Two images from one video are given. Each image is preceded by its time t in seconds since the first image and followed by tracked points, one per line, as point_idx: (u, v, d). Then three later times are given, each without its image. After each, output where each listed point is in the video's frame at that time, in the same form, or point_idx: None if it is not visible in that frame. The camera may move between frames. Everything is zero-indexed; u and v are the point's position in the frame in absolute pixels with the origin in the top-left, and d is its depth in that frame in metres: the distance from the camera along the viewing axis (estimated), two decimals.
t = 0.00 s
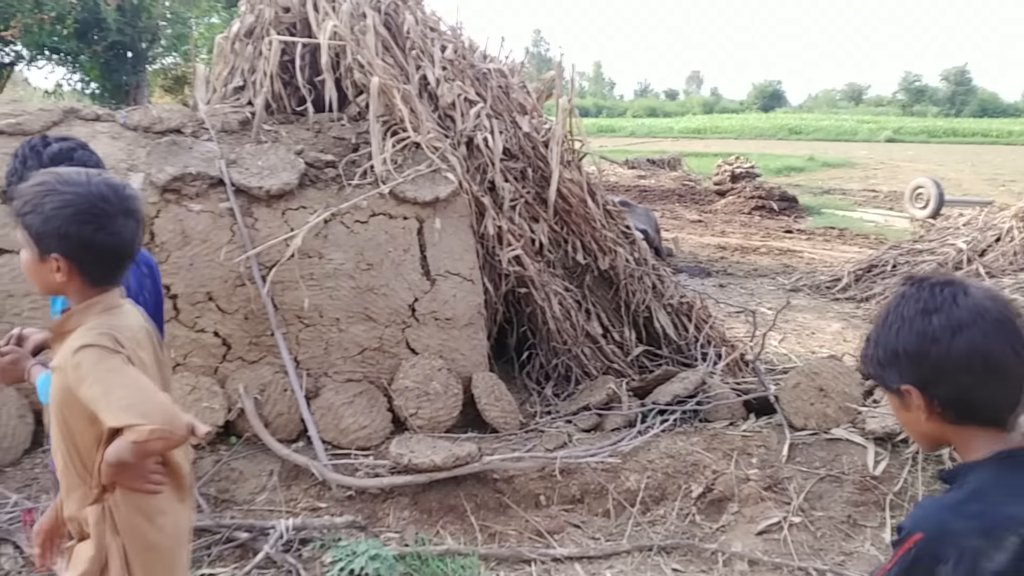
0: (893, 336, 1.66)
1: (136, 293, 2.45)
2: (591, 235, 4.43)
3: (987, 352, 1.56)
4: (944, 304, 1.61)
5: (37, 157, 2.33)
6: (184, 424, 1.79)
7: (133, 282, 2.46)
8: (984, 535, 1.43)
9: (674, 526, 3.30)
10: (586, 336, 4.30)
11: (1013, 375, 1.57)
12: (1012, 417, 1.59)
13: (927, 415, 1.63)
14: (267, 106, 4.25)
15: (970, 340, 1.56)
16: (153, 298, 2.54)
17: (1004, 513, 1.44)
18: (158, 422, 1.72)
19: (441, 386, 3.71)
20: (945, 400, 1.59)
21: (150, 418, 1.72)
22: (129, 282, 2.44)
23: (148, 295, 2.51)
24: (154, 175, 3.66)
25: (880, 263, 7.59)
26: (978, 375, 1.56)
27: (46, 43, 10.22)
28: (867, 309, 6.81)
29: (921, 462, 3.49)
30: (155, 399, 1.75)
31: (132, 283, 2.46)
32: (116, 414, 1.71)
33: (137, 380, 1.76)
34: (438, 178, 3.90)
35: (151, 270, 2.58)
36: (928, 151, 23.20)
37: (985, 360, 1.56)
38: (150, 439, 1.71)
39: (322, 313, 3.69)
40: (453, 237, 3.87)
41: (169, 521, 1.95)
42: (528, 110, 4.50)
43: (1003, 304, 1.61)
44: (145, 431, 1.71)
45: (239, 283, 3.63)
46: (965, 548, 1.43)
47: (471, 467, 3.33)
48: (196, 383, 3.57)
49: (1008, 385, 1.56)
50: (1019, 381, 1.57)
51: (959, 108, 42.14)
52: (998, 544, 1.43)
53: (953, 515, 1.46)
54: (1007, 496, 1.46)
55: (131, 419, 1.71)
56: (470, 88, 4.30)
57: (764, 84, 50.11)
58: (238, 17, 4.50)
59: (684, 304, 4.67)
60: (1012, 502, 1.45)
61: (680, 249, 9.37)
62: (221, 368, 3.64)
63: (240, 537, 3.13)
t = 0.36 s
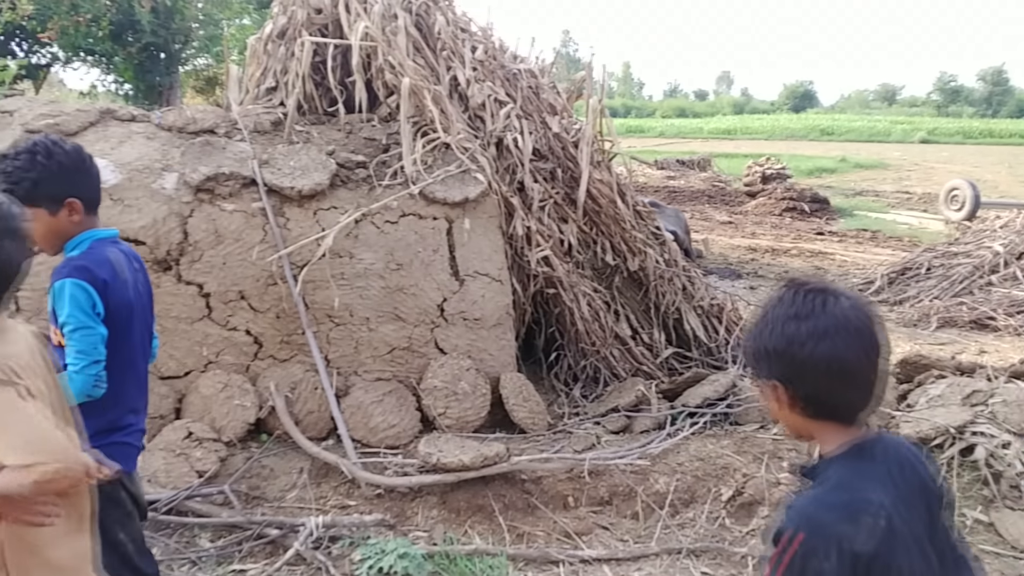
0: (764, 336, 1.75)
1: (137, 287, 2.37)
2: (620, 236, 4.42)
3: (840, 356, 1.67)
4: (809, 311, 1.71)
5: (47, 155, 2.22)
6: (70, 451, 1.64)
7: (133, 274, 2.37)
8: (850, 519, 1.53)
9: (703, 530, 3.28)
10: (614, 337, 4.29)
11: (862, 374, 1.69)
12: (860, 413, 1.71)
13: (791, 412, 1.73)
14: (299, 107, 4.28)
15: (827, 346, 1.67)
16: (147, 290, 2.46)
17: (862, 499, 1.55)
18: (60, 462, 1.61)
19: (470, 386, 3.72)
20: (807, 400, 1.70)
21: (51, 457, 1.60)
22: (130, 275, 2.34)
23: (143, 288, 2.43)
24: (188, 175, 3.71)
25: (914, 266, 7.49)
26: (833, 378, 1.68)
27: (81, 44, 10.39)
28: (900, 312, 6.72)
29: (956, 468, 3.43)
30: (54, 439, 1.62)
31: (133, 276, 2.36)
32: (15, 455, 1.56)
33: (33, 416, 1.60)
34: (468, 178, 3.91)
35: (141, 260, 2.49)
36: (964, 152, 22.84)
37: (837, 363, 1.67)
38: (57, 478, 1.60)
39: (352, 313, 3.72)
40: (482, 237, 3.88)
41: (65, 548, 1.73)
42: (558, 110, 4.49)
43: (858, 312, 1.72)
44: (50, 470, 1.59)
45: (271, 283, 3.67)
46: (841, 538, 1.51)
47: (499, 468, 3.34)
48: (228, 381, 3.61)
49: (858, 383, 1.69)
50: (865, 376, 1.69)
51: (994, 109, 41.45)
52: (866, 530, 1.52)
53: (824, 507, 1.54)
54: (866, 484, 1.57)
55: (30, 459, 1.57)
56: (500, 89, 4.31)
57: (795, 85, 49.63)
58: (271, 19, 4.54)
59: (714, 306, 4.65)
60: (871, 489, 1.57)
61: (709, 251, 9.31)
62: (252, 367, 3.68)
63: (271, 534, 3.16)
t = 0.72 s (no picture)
0: (619, 293, 1.76)
1: (116, 286, 2.37)
2: (644, 235, 4.41)
3: (688, 313, 1.69)
4: (663, 271, 1.72)
5: (36, 155, 2.27)
6: None
7: (111, 274, 2.38)
8: (681, 456, 1.62)
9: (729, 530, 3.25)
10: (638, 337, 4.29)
11: (709, 330, 1.72)
12: (708, 367, 1.75)
13: (646, 366, 1.74)
14: (323, 107, 4.31)
15: (677, 305, 1.69)
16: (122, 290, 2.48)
17: (696, 440, 1.64)
18: None
19: (493, 385, 3.72)
20: (659, 354, 1.72)
21: None
22: (109, 275, 2.35)
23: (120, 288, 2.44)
24: (214, 176, 3.75)
25: (942, 266, 7.40)
26: (682, 334, 1.70)
27: (107, 47, 10.51)
28: (928, 312, 6.65)
29: (985, 469, 3.39)
30: None
31: (111, 276, 2.37)
32: None
33: None
34: (491, 178, 3.91)
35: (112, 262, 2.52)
36: (992, 150, 22.54)
37: (686, 320, 1.70)
38: None
39: (376, 312, 3.74)
40: (505, 237, 3.88)
41: None
42: (582, 109, 4.49)
43: (711, 273, 1.75)
44: None
45: (296, 282, 3.70)
46: (672, 473, 1.61)
47: (522, 467, 3.34)
48: (254, 380, 3.64)
49: (707, 341, 1.72)
50: (711, 332, 1.72)
51: None
52: (693, 467, 1.62)
53: (659, 442, 1.63)
54: (701, 426, 1.66)
55: None
56: (523, 88, 4.31)
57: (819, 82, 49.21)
58: (296, 20, 4.57)
59: (739, 306, 4.63)
60: (706, 432, 1.65)
61: (733, 250, 9.26)
62: (277, 366, 3.71)
63: (295, 531, 3.18)
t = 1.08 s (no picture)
0: (476, 291, 1.85)
1: (59, 272, 2.53)
2: (667, 230, 4.39)
3: (534, 313, 1.78)
4: (516, 272, 1.81)
5: None
6: None
7: (55, 259, 2.53)
8: (544, 445, 1.73)
9: (752, 527, 3.24)
10: (660, 332, 4.28)
11: (557, 328, 1.81)
12: (558, 359, 1.86)
13: (500, 360, 1.84)
14: (346, 102, 4.32)
15: (524, 305, 1.78)
16: (70, 281, 2.63)
17: (552, 429, 1.75)
18: None
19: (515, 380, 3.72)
20: (511, 349, 1.81)
21: None
22: (53, 259, 2.51)
23: (67, 278, 2.60)
24: (238, 170, 3.77)
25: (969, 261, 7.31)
26: (528, 333, 1.79)
27: (132, 43, 10.61)
28: (955, 308, 6.58)
29: (1013, 467, 3.36)
30: None
31: (55, 261, 2.53)
32: None
33: None
34: (513, 173, 3.91)
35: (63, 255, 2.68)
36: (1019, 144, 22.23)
37: (534, 319, 1.79)
38: None
39: (399, 307, 3.75)
40: (527, 232, 3.88)
41: None
42: (605, 103, 4.47)
43: (562, 274, 1.84)
44: None
45: (319, 276, 3.72)
46: (538, 463, 1.71)
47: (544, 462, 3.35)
48: (278, 373, 3.67)
49: (554, 338, 1.81)
50: (558, 331, 1.82)
51: None
52: (554, 454, 1.73)
53: (522, 439, 1.73)
54: (555, 416, 1.78)
55: None
56: (546, 82, 4.30)
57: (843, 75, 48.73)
58: (319, 16, 4.58)
59: (764, 301, 4.60)
60: (559, 420, 1.77)
61: (756, 245, 9.21)
62: (301, 360, 3.74)
63: (319, 525, 3.21)
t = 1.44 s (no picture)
0: (305, 265, 1.88)
1: (32, 271, 2.34)
2: (689, 232, 4.38)
3: (358, 286, 1.81)
4: (337, 246, 1.83)
5: None
6: None
7: (28, 255, 2.34)
8: (366, 412, 1.81)
9: (775, 531, 3.23)
10: (683, 334, 4.26)
11: (383, 300, 1.84)
12: (391, 331, 1.88)
13: (332, 332, 1.88)
14: (370, 105, 4.35)
15: (346, 277, 1.81)
16: (51, 280, 2.44)
17: (377, 396, 1.83)
18: None
19: (536, 381, 3.73)
20: (339, 321, 1.84)
21: None
22: (25, 257, 2.32)
23: (45, 277, 2.41)
24: (263, 172, 3.80)
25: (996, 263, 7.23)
26: (353, 304, 1.82)
27: (157, 45, 10.70)
28: (981, 310, 6.51)
29: None
30: None
31: (28, 258, 2.34)
32: None
33: None
34: (535, 174, 3.92)
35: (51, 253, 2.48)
36: None
37: (357, 291, 1.81)
38: None
39: (421, 308, 3.76)
40: (549, 233, 3.89)
41: None
42: (627, 104, 4.46)
43: (389, 247, 1.87)
44: None
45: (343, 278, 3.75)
46: (358, 428, 1.79)
47: (567, 463, 3.35)
48: (301, 373, 3.69)
49: (381, 308, 1.84)
50: (384, 302, 1.84)
51: None
52: (376, 420, 1.81)
53: (343, 404, 1.81)
54: (384, 385, 1.85)
55: None
56: (568, 84, 4.30)
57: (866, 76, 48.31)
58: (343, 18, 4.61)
59: (787, 303, 4.57)
60: (388, 389, 1.85)
61: (780, 247, 9.15)
62: (324, 360, 3.76)
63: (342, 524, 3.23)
